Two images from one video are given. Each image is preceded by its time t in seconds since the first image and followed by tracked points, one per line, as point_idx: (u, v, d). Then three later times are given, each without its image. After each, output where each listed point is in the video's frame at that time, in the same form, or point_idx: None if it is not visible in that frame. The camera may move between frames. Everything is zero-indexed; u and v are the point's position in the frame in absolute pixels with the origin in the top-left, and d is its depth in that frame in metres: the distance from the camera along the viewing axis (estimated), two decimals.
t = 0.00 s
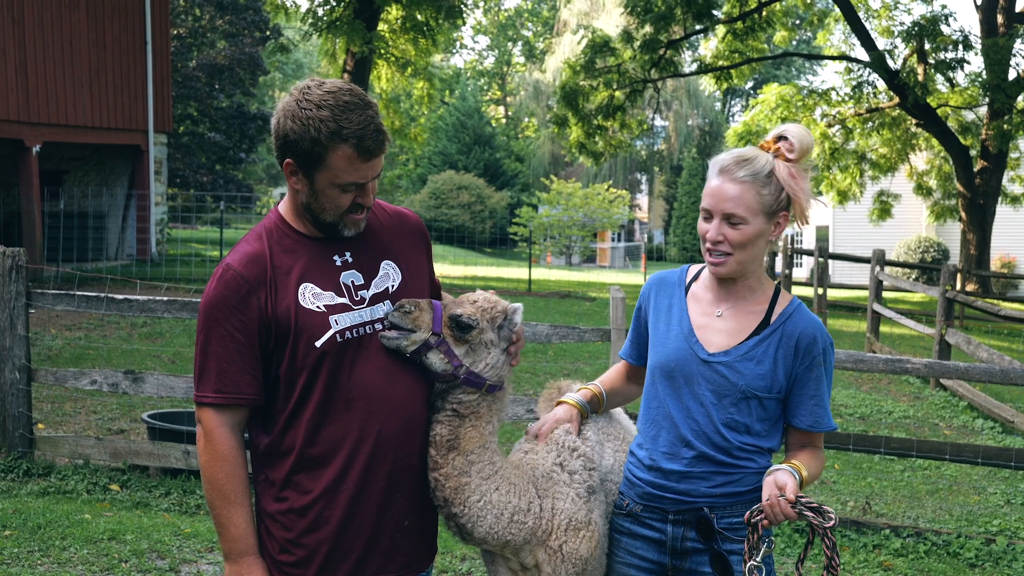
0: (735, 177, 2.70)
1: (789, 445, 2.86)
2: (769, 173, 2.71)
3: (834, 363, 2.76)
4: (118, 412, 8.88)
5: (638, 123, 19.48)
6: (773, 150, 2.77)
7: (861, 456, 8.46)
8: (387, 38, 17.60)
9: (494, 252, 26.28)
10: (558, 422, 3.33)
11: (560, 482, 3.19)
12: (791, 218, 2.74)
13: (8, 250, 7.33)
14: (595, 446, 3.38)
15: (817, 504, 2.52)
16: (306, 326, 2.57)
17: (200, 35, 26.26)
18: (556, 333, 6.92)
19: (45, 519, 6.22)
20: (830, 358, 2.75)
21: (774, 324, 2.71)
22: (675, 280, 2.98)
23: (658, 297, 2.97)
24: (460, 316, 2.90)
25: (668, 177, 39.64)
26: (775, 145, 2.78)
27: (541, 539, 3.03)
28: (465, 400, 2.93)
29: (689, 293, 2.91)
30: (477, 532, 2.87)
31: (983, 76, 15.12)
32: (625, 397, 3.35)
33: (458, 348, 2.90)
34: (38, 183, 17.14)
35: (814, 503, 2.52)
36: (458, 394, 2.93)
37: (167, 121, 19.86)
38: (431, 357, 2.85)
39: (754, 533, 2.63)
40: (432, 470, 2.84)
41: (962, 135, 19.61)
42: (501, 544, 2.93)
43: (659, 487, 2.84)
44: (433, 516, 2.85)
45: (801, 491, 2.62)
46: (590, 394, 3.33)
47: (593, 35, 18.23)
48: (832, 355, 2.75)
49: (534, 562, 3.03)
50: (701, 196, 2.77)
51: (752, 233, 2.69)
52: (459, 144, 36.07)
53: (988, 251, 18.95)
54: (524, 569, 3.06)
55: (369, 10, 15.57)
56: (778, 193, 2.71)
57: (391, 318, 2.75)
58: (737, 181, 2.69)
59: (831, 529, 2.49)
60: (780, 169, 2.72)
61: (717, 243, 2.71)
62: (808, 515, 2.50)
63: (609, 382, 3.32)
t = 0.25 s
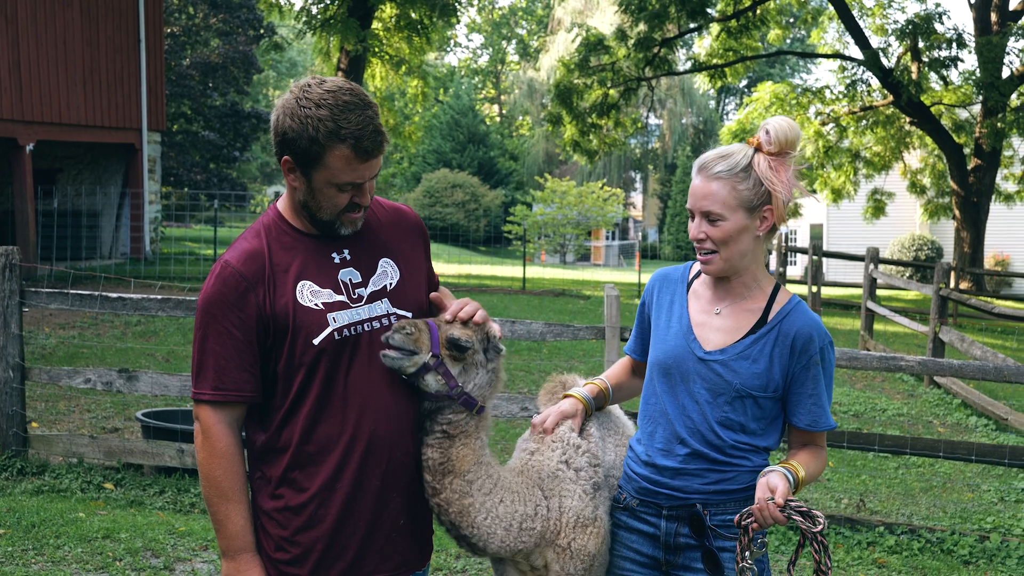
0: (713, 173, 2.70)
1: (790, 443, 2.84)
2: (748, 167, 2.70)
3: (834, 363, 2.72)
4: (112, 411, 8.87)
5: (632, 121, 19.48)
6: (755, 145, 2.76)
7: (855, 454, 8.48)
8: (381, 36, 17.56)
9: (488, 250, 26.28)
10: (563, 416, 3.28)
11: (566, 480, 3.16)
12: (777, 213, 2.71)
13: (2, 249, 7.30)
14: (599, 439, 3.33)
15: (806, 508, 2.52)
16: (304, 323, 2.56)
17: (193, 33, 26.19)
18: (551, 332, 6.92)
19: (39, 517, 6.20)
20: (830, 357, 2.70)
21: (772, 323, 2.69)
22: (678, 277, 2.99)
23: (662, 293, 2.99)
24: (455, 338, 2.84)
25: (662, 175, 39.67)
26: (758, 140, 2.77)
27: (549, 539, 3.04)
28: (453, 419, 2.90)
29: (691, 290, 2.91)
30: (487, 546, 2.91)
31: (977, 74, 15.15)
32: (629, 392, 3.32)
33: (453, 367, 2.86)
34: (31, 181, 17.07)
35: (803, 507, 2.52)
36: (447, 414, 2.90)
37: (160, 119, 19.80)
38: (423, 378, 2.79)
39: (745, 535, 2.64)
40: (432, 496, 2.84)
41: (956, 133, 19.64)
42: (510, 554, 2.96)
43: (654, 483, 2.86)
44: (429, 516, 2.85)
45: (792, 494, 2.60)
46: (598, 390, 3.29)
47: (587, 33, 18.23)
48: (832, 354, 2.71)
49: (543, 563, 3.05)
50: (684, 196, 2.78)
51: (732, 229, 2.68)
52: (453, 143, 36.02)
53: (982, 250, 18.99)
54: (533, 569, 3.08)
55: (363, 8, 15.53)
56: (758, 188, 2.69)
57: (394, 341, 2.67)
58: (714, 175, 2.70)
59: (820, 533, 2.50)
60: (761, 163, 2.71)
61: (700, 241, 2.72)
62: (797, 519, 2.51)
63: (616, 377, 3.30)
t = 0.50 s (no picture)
0: (706, 172, 2.71)
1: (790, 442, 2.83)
2: (740, 162, 2.71)
3: (832, 361, 2.70)
4: (107, 409, 8.85)
5: (628, 119, 19.49)
6: (746, 140, 2.76)
7: (851, 451, 8.50)
8: (377, 34, 17.55)
9: (483, 248, 26.28)
10: (571, 411, 3.27)
11: (579, 478, 3.12)
12: (772, 208, 2.71)
13: None
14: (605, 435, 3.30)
15: (792, 505, 2.53)
16: (296, 323, 2.56)
17: (188, 31, 26.12)
18: (546, 329, 6.92)
19: (34, 515, 6.18)
20: (828, 355, 2.70)
21: (770, 321, 2.69)
22: (680, 275, 3.00)
23: (664, 290, 3.01)
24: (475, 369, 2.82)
25: (658, 173, 39.70)
26: (750, 135, 2.77)
27: (564, 541, 3.00)
28: (464, 454, 2.82)
29: (692, 287, 2.92)
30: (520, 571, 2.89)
31: (972, 72, 15.18)
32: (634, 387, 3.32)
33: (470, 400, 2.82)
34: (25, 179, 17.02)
35: (789, 505, 2.53)
36: (458, 449, 2.81)
37: (155, 117, 19.74)
38: (440, 416, 2.74)
39: (733, 532, 2.64)
40: (461, 540, 2.81)
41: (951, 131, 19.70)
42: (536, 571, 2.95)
43: (652, 480, 2.87)
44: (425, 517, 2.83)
45: (782, 491, 2.59)
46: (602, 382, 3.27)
47: (583, 31, 18.24)
48: (831, 354, 2.70)
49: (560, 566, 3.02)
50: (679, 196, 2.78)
51: (728, 226, 2.68)
52: (448, 141, 35.98)
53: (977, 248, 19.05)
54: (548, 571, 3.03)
55: (359, 6, 15.52)
56: (752, 183, 2.69)
57: (414, 375, 2.65)
58: (707, 173, 2.70)
59: (806, 532, 2.51)
60: (753, 158, 2.71)
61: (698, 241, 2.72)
62: (783, 517, 2.51)
63: (621, 370, 3.29)
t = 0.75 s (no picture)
0: (695, 184, 2.67)
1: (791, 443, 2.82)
2: (728, 171, 2.67)
3: (833, 363, 2.70)
4: (104, 406, 8.84)
5: (625, 117, 19.47)
6: (733, 145, 2.71)
7: (847, 449, 8.51)
8: (374, 32, 17.52)
9: (480, 246, 26.24)
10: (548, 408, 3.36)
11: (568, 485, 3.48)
12: (766, 213, 2.68)
13: None
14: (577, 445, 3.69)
15: (795, 507, 2.53)
16: (290, 319, 2.55)
17: (185, 28, 26.08)
18: (543, 327, 6.92)
19: (30, 512, 6.17)
20: (830, 357, 2.69)
21: (772, 321, 2.68)
22: (684, 273, 3.00)
23: (666, 288, 3.00)
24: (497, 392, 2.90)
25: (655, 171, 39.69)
26: (737, 138, 2.72)
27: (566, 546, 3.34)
28: (483, 475, 2.98)
29: (695, 286, 2.92)
30: None
31: (969, 70, 15.18)
32: (617, 379, 3.30)
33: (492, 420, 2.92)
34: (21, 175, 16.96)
35: (792, 507, 2.52)
36: (478, 471, 2.97)
37: (152, 114, 19.70)
38: (464, 437, 2.88)
39: (734, 533, 2.65)
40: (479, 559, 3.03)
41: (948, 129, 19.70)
42: None
43: (649, 477, 2.89)
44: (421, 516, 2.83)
45: (784, 494, 2.57)
46: (581, 376, 3.34)
47: (580, 28, 18.21)
48: (832, 355, 2.69)
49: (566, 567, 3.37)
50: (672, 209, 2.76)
51: (723, 237, 2.66)
52: (445, 138, 35.92)
53: (974, 245, 19.05)
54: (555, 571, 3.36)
55: (356, 4, 15.48)
56: (743, 191, 2.65)
57: (441, 402, 2.75)
58: (697, 186, 2.67)
59: (808, 532, 2.50)
60: (740, 164, 2.67)
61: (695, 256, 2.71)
62: (785, 518, 2.51)
63: (603, 366, 3.31)
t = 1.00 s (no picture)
0: (685, 191, 2.66)
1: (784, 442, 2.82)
2: (717, 176, 2.65)
3: (828, 362, 2.71)
4: (98, 404, 8.82)
5: (621, 113, 19.46)
6: (722, 149, 2.69)
7: (842, 446, 8.53)
8: (369, 28, 17.49)
9: (476, 243, 26.21)
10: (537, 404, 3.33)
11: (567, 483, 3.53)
12: (757, 216, 2.66)
13: None
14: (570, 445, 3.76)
15: (797, 506, 2.51)
16: (284, 317, 2.54)
17: (180, 25, 26.00)
18: (538, 324, 6.91)
19: (24, 511, 6.15)
20: (825, 357, 2.70)
21: (768, 321, 2.68)
22: (678, 270, 2.99)
23: (660, 285, 2.98)
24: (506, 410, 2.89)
25: (651, 167, 39.69)
26: (726, 141, 2.70)
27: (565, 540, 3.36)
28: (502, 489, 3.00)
29: (689, 283, 2.92)
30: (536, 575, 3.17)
31: (964, 67, 15.19)
32: (604, 371, 3.29)
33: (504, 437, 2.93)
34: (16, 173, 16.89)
35: (794, 506, 2.51)
36: (496, 487, 2.98)
37: (147, 110, 19.64)
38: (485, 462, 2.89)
39: (736, 534, 2.64)
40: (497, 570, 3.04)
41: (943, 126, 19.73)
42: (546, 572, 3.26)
43: (642, 473, 2.89)
44: (414, 514, 2.83)
45: (784, 493, 2.58)
46: (568, 370, 3.32)
47: (575, 25, 18.19)
48: (828, 355, 2.70)
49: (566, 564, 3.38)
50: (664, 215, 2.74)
51: (715, 243, 2.65)
52: (441, 135, 35.86)
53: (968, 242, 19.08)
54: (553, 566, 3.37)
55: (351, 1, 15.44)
56: (734, 196, 2.64)
57: (461, 440, 2.76)
58: (687, 192, 2.65)
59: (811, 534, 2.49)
60: (729, 169, 2.65)
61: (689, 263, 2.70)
62: (788, 518, 2.50)
63: (589, 359, 3.30)
